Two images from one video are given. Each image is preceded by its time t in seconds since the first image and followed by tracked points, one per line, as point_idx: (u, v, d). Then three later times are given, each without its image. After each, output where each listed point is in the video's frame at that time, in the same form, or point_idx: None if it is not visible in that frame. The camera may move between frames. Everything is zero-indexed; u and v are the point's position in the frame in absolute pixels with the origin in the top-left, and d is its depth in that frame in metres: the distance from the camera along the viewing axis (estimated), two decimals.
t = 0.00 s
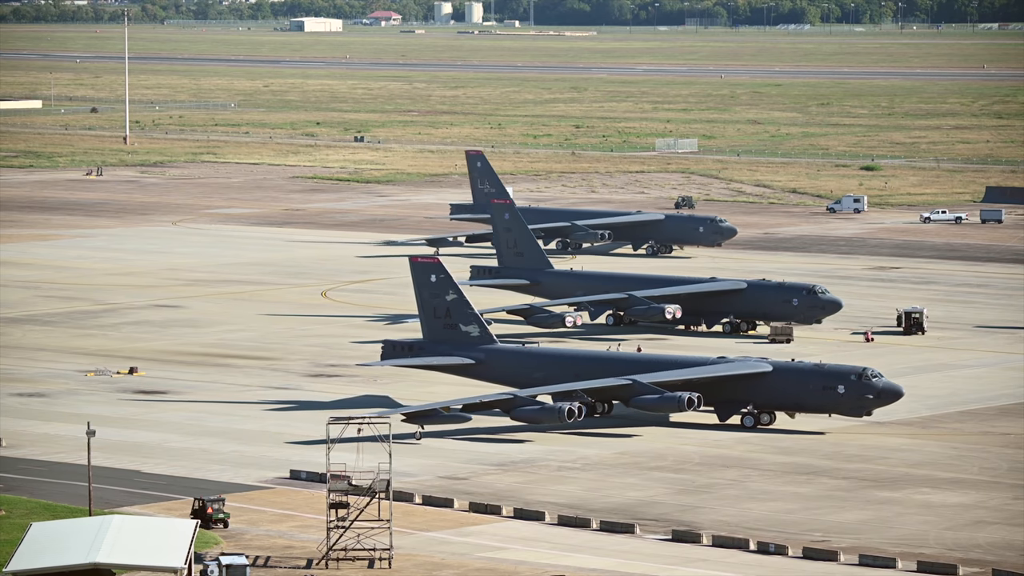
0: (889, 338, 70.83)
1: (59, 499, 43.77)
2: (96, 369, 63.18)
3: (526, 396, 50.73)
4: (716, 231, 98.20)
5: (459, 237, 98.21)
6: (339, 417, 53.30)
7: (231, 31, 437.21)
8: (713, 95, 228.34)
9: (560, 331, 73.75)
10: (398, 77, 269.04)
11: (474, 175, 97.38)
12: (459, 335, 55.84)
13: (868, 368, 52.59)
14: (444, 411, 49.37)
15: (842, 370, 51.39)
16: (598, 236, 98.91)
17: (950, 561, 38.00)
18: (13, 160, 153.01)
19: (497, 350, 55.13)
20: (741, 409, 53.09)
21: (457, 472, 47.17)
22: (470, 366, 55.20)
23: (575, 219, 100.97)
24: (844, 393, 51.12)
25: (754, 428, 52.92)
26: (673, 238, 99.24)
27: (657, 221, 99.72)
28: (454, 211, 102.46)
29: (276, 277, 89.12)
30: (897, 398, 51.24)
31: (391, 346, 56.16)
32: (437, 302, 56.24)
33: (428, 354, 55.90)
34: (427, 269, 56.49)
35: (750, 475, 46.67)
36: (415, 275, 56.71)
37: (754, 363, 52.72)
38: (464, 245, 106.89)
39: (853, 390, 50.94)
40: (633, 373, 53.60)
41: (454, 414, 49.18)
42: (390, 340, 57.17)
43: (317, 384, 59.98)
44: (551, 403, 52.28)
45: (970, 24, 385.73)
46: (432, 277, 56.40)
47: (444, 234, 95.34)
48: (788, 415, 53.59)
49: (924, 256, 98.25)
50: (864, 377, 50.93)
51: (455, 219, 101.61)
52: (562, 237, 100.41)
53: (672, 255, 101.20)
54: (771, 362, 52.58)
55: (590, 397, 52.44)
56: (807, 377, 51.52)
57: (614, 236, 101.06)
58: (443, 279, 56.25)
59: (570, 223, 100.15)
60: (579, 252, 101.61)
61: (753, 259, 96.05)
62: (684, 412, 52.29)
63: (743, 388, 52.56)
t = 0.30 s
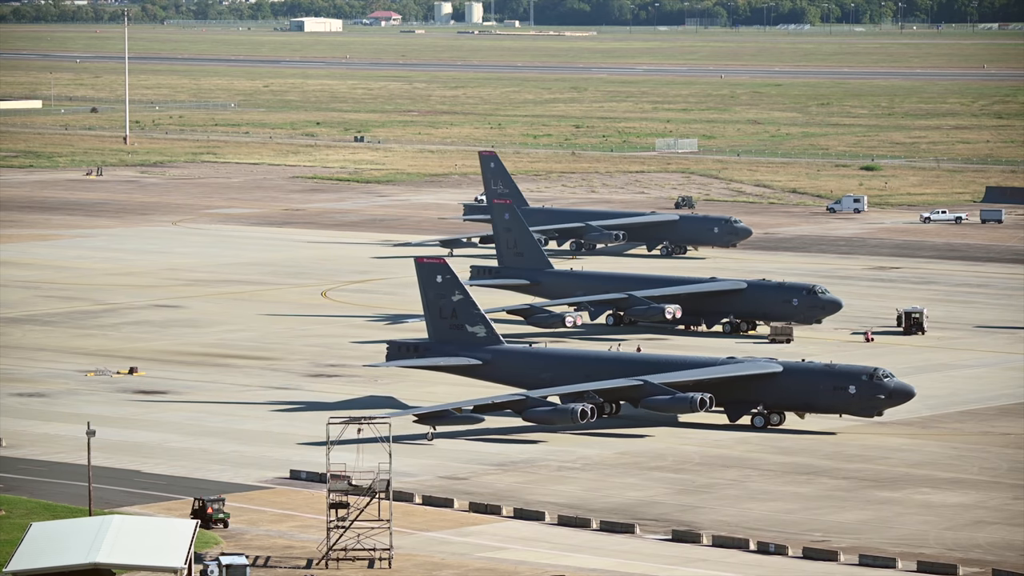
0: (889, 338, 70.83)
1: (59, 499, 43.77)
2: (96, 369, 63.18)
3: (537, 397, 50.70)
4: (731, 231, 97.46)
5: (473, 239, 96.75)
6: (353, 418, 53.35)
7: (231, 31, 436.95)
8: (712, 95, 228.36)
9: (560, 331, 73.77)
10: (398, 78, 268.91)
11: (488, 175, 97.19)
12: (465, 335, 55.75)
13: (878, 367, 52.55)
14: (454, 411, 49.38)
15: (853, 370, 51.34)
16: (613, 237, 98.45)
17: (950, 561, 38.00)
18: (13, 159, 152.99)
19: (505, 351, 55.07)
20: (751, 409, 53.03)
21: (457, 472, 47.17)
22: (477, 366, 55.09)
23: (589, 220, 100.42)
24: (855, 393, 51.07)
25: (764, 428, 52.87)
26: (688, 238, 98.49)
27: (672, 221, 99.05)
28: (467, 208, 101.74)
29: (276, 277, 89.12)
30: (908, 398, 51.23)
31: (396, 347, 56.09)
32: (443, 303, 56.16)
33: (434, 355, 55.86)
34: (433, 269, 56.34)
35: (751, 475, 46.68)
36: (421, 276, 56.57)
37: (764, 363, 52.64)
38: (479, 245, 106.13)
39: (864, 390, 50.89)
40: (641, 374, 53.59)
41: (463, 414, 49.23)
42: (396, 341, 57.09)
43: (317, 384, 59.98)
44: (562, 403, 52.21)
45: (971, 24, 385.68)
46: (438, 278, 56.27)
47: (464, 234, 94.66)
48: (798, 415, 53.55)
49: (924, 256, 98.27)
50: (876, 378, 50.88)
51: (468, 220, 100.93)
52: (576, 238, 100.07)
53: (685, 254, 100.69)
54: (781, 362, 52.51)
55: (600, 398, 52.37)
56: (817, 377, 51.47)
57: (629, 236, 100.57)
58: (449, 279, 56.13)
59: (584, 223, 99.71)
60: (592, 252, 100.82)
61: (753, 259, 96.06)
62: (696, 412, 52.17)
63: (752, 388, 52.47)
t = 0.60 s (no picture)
0: (889, 338, 70.83)
1: (59, 499, 43.77)
2: (96, 369, 63.17)
3: (550, 398, 50.61)
4: (746, 232, 96.48)
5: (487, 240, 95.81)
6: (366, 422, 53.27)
7: (231, 31, 437.06)
8: (712, 95, 228.38)
9: (560, 331, 73.76)
10: (398, 78, 268.97)
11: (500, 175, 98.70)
12: (471, 336, 55.56)
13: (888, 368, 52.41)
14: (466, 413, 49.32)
15: (864, 370, 51.19)
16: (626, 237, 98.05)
17: (949, 561, 38.00)
18: (13, 159, 153.02)
19: (512, 352, 54.91)
20: (761, 410, 52.86)
21: (457, 472, 47.18)
22: (483, 367, 54.93)
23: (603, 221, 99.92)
24: (866, 393, 50.91)
25: (775, 428, 52.70)
26: (702, 239, 97.66)
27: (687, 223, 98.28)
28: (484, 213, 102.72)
29: (276, 276, 89.14)
30: (919, 399, 51.07)
31: (402, 348, 55.91)
32: (449, 304, 55.97)
33: (440, 356, 55.63)
34: (439, 270, 56.13)
35: (751, 475, 46.67)
36: (427, 276, 56.38)
37: (774, 364, 52.49)
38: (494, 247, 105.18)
39: (875, 390, 50.75)
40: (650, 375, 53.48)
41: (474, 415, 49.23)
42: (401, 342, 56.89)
43: (316, 384, 60.00)
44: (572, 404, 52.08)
45: (970, 24, 385.48)
46: (444, 278, 56.07)
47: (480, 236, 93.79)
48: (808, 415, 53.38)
49: (924, 256, 98.27)
50: (887, 378, 50.74)
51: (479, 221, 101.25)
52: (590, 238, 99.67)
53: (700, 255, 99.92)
54: (791, 362, 52.35)
55: (611, 399, 52.28)
56: (828, 378, 51.29)
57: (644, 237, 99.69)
58: (455, 280, 55.96)
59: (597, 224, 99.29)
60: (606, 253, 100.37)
61: (753, 259, 96.05)
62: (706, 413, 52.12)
63: (763, 389, 52.29)
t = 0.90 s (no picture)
0: (889, 338, 70.83)
1: (59, 499, 43.77)
2: (96, 369, 63.17)
3: (563, 398, 50.57)
4: (761, 233, 95.92)
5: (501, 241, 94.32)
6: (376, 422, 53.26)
7: (231, 31, 437.02)
8: (713, 95, 228.37)
9: (560, 331, 73.77)
10: (398, 77, 268.91)
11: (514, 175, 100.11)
12: (478, 336, 55.46)
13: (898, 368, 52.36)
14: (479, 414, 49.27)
15: (876, 371, 51.13)
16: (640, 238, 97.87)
17: (950, 562, 38.01)
18: (13, 159, 153.01)
19: (519, 352, 54.77)
20: (772, 410, 52.78)
21: (457, 472, 47.17)
22: (490, 368, 54.82)
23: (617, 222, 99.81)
24: (879, 394, 50.86)
25: (786, 429, 52.60)
26: (717, 239, 97.13)
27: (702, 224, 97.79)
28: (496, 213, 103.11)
29: (276, 277, 89.11)
30: (931, 399, 51.05)
31: (408, 348, 55.79)
32: (455, 304, 55.87)
33: (446, 356, 55.50)
34: (446, 270, 56.03)
35: (751, 475, 46.67)
36: (433, 277, 56.24)
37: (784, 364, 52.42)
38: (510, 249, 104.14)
39: (887, 391, 50.69)
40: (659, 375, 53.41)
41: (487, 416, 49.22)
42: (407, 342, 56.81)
43: (316, 384, 59.98)
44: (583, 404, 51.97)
45: (970, 24, 385.23)
46: (450, 278, 55.94)
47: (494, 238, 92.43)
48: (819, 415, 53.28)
49: (924, 256, 98.28)
50: (899, 378, 50.70)
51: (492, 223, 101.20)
52: (605, 239, 99.39)
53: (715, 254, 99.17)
54: (801, 363, 52.30)
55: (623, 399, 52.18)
56: (840, 378, 51.22)
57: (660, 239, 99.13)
58: (461, 280, 55.81)
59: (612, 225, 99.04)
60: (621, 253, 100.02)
61: (753, 259, 96.05)
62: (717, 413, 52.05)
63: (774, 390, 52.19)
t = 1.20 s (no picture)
0: (889, 338, 70.82)
1: (59, 499, 43.77)
2: (96, 369, 63.18)
3: (577, 399, 50.50)
4: (776, 234, 95.51)
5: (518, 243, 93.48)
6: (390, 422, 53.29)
7: (231, 31, 436.91)
8: (712, 95, 228.43)
9: (560, 331, 73.78)
10: (398, 78, 268.90)
11: (527, 175, 100.28)
12: (485, 337, 55.40)
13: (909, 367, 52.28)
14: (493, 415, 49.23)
15: (887, 371, 51.06)
16: (655, 239, 97.45)
17: (950, 562, 38.00)
18: (13, 159, 153.00)
19: (527, 352, 54.71)
20: (782, 411, 52.73)
21: (457, 471, 47.18)
22: (498, 368, 54.76)
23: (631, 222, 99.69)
24: (890, 394, 50.77)
25: (796, 429, 52.59)
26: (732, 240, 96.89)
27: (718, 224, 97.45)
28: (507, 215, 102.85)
29: (276, 276, 89.10)
30: (942, 399, 50.98)
31: (414, 349, 55.73)
32: (462, 305, 55.82)
33: (453, 357, 55.44)
34: (453, 270, 55.97)
35: (751, 475, 46.67)
36: (440, 277, 56.19)
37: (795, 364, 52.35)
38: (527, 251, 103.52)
39: (899, 391, 50.62)
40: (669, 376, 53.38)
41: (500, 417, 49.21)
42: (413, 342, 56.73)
43: (316, 384, 59.98)
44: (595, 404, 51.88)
45: (971, 24, 385.07)
46: (457, 279, 55.87)
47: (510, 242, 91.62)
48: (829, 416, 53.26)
49: (924, 256, 98.27)
50: (910, 379, 50.61)
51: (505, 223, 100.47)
52: (619, 240, 99.03)
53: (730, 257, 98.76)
54: (812, 363, 52.22)
55: (635, 400, 52.10)
56: (851, 378, 51.15)
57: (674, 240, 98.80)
58: (468, 280, 55.75)
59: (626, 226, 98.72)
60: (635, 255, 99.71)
61: (753, 258, 95.99)
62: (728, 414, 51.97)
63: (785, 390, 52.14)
